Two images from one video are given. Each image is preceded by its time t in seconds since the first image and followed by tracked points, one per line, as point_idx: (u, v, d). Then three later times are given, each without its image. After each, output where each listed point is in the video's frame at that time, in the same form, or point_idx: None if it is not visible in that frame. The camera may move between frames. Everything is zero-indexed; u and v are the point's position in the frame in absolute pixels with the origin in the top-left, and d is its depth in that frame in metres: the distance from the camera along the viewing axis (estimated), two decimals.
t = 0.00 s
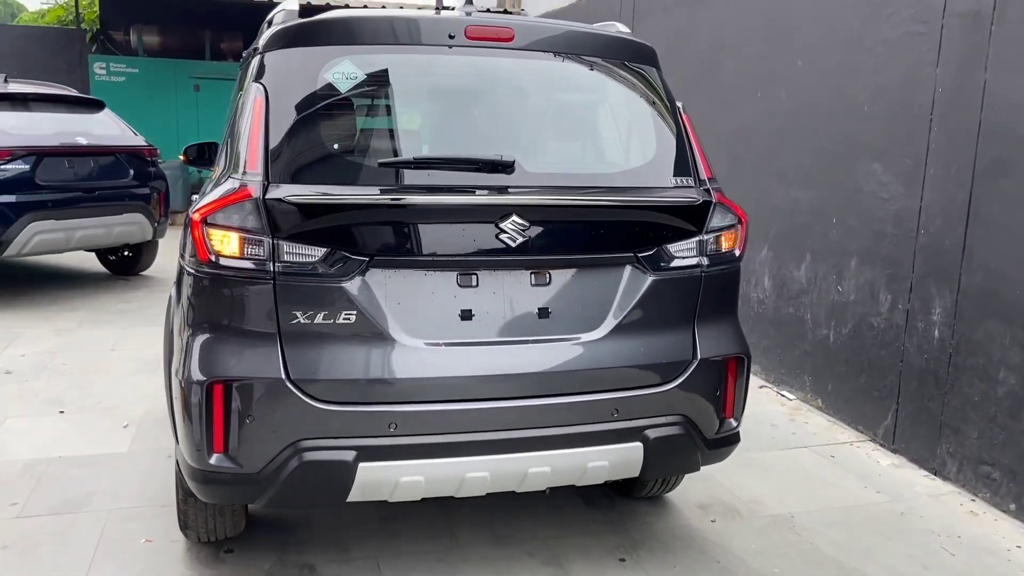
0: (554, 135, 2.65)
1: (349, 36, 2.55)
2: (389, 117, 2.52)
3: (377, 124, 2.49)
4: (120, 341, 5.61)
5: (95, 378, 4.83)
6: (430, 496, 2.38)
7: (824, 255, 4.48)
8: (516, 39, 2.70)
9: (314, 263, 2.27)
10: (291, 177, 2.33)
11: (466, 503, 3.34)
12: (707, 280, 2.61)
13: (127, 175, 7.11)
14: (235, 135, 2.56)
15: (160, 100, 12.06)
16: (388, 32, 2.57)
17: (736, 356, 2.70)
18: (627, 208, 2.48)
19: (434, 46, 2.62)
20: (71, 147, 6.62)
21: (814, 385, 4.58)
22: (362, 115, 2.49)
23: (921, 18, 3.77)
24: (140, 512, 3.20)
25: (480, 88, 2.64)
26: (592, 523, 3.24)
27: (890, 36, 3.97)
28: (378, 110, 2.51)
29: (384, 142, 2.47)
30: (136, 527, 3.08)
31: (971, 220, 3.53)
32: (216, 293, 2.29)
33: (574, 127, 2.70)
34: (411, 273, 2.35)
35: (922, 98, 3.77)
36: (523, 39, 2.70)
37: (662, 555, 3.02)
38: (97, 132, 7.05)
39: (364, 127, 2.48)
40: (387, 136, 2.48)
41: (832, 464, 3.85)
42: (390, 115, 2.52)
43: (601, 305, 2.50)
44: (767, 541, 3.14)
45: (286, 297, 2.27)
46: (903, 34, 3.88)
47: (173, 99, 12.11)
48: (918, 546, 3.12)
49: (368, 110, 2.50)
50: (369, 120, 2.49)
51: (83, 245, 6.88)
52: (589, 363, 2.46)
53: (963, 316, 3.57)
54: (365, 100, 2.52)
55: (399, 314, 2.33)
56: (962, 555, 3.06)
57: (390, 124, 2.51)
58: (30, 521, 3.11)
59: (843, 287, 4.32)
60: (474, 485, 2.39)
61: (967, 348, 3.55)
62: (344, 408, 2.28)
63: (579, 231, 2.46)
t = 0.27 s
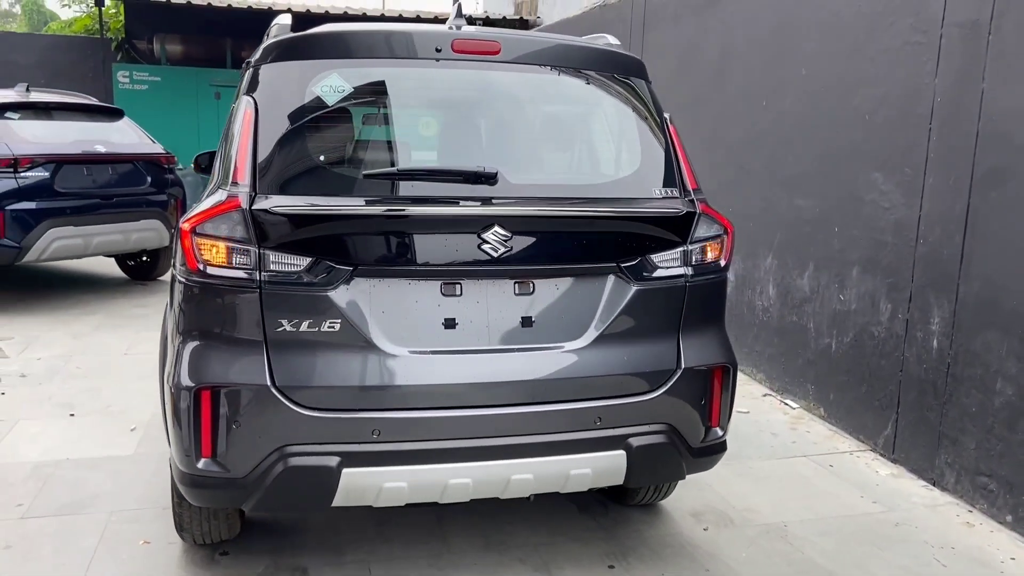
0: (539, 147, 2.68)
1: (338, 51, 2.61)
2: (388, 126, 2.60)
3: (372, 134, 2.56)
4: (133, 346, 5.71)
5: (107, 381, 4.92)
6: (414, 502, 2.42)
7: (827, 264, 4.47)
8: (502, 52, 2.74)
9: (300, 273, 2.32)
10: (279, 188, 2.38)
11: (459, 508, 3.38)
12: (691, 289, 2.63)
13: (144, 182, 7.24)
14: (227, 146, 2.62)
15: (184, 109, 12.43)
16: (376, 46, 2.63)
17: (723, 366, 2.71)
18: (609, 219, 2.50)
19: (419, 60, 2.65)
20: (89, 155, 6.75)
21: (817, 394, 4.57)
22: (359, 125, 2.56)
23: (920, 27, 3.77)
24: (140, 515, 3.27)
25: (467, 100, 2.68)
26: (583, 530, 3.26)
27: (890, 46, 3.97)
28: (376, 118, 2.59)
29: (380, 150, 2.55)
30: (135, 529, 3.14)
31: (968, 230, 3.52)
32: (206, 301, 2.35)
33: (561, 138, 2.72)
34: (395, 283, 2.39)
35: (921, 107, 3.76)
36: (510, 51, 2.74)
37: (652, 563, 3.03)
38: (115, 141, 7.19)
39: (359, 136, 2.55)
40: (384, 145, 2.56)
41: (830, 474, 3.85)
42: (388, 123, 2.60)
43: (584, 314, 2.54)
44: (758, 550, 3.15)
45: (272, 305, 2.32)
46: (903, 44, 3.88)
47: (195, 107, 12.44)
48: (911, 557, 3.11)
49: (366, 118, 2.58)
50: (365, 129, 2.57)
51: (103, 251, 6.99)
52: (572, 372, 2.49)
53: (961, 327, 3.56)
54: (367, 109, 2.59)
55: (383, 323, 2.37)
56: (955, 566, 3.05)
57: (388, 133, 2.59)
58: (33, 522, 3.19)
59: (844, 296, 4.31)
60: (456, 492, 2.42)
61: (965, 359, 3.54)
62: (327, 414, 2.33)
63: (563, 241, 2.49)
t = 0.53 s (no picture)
0: (519, 153, 2.78)
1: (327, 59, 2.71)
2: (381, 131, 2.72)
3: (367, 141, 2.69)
4: (148, 348, 5.86)
5: (120, 381, 5.06)
6: (395, 495, 2.50)
7: (824, 268, 4.51)
8: (484, 60, 2.82)
9: (284, 271, 2.41)
10: (265, 191, 2.49)
11: (452, 505, 3.46)
12: (668, 290, 2.70)
13: (163, 189, 7.42)
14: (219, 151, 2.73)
15: (208, 119, 12.79)
16: (361, 55, 2.73)
17: (701, 365, 2.77)
18: (586, 221, 2.59)
19: (403, 67, 2.76)
20: (108, 162, 6.90)
21: (815, 397, 4.60)
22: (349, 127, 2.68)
23: (912, 33, 3.81)
24: (143, 508, 3.38)
25: (447, 108, 2.78)
26: (572, 527, 3.32)
27: (884, 52, 4.01)
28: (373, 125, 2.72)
29: (374, 155, 2.68)
30: (137, 522, 3.25)
31: (957, 234, 3.55)
32: (196, 299, 2.45)
33: (540, 145, 2.82)
34: (377, 281, 2.48)
35: (913, 113, 3.80)
36: (491, 59, 2.82)
37: (636, 559, 3.09)
38: (136, 148, 7.38)
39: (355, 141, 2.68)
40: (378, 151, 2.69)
41: (823, 476, 3.88)
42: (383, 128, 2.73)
43: (562, 313, 2.61)
44: (743, 548, 3.19)
45: (258, 302, 2.42)
46: (896, 50, 3.92)
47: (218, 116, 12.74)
48: (895, 557, 3.14)
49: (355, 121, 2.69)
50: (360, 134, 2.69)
51: (120, 255, 7.09)
52: (550, 369, 2.56)
53: (951, 330, 3.58)
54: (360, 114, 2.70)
55: (366, 320, 2.46)
56: (938, 566, 3.08)
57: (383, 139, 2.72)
58: (40, 513, 3.32)
59: (841, 300, 4.35)
60: (436, 485, 2.50)
61: (954, 361, 3.56)
62: (311, 408, 2.42)
63: (540, 242, 2.56)
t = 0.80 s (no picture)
0: (503, 157, 2.86)
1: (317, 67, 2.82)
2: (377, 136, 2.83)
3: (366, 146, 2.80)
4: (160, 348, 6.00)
5: (131, 380, 5.21)
6: (380, 487, 2.60)
7: (819, 271, 4.56)
8: (469, 67, 2.90)
9: (273, 272, 2.52)
10: (254, 194, 2.60)
11: (444, 500, 3.55)
12: (647, 290, 2.78)
13: (178, 195, 7.51)
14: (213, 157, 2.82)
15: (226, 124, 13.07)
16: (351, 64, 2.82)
17: (680, 363, 2.85)
18: (566, 223, 2.68)
19: (392, 75, 2.84)
20: (125, 167, 7.03)
21: (810, 398, 4.65)
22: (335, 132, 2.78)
23: (901, 39, 3.86)
24: (147, 501, 3.50)
25: (433, 115, 2.88)
26: (561, 522, 3.40)
27: (874, 57, 4.06)
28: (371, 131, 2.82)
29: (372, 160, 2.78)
30: (140, 514, 3.37)
31: (943, 237, 3.59)
32: (190, 299, 2.56)
33: (525, 149, 2.90)
34: (362, 281, 2.57)
35: (902, 117, 3.85)
36: (476, 66, 2.90)
37: (621, 553, 3.17)
38: (152, 154, 7.55)
39: (353, 146, 2.78)
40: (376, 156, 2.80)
41: (813, 475, 3.93)
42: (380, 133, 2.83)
43: (543, 312, 2.70)
44: (726, 544, 3.26)
45: (248, 301, 2.52)
46: (886, 55, 3.97)
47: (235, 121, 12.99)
48: (876, 553, 3.19)
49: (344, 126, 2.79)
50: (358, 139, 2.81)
51: (137, 258, 7.26)
52: (530, 367, 2.65)
53: (938, 331, 3.63)
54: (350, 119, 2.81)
55: (352, 319, 2.56)
56: (918, 563, 3.13)
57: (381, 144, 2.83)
58: (48, 505, 3.45)
59: (834, 302, 4.40)
60: (420, 477, 2.59)
61: (941, 362, 3.60)
62: (298, 403, 2.52)
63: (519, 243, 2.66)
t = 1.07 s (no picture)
0: (494, 160, 2.92)
1: (314, 74, 2.90)
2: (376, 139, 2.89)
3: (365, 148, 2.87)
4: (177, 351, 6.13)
5: (147, 381, 5.33)
6: (370, 481, 2.67)
7: (821, 274, 4.57)
8: (458, 73, 2.99)
9: (265, 272, 2.60)
10: (247, 197, 2.68)
11: (443, 498, 3.61)
12: (633, 291, 2.83)
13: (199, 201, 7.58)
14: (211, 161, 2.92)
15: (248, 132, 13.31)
16: (344, 70, 2.92)
17: (667, 363, 2.89)
18: (552, 224, 2.73)
19: (387, 81, 2.95)
20: (147, 174, 7.14)
21: (813, 401, 4.66)
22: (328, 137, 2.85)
23: (899, 43, 3.88)
24: (153, 497, 3.60)
25: (424, 119, 2.95)
26: (556, 520, 3.45)
27: (874, 62, 4.08)
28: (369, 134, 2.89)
29: (372, 164, 2.85)
30: (146, 509, 3.47)
31: (940, 239, 3.60)
32: (187, 298, 2.65)
33: (515, 152, 2.96)
34: (353, 281, 2.65)
35: (900, 121, 3.87)
36: (464, 72, 3.00)
37: (613, 551, 3.21)
38: (173, 160, 7.70)
39: (353, 150, 2.86)
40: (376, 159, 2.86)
41: (811, 477, 3.95)
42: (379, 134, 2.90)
43: (530, 312, 2.75)
44: (719, 543, 3.28)
45: (242, 300, 2.61)
46: (885, 59, 3.99)
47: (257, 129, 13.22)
48: (868, 554, 3.21)
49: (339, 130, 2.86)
50: (359, 143, 2.88)
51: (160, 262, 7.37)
52: (517, 365, 2.70)
53: (935, 333, 3.64)
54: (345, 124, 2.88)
55: (342, 318, 2.64)
56: (909, 563, 3.14)
57: (381, 146, 2.89)
58: (59, 500, 3.56)
59: (836, 305, 4.41)
60: (408, 473, 2.66)
61: (938, 365, 3.61)
62: (289, 399, 2.60)
63: (507, 243, 2.71)
